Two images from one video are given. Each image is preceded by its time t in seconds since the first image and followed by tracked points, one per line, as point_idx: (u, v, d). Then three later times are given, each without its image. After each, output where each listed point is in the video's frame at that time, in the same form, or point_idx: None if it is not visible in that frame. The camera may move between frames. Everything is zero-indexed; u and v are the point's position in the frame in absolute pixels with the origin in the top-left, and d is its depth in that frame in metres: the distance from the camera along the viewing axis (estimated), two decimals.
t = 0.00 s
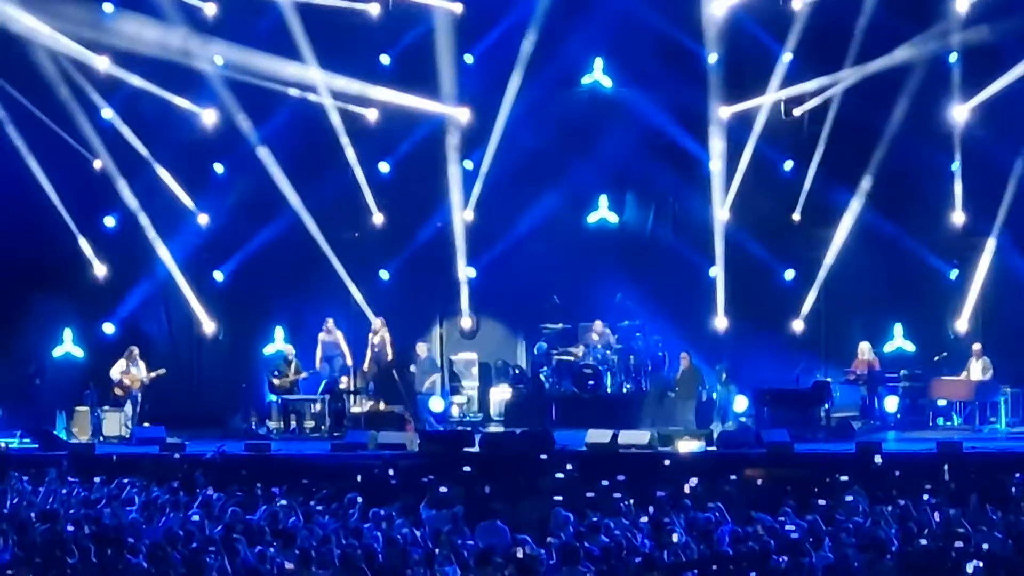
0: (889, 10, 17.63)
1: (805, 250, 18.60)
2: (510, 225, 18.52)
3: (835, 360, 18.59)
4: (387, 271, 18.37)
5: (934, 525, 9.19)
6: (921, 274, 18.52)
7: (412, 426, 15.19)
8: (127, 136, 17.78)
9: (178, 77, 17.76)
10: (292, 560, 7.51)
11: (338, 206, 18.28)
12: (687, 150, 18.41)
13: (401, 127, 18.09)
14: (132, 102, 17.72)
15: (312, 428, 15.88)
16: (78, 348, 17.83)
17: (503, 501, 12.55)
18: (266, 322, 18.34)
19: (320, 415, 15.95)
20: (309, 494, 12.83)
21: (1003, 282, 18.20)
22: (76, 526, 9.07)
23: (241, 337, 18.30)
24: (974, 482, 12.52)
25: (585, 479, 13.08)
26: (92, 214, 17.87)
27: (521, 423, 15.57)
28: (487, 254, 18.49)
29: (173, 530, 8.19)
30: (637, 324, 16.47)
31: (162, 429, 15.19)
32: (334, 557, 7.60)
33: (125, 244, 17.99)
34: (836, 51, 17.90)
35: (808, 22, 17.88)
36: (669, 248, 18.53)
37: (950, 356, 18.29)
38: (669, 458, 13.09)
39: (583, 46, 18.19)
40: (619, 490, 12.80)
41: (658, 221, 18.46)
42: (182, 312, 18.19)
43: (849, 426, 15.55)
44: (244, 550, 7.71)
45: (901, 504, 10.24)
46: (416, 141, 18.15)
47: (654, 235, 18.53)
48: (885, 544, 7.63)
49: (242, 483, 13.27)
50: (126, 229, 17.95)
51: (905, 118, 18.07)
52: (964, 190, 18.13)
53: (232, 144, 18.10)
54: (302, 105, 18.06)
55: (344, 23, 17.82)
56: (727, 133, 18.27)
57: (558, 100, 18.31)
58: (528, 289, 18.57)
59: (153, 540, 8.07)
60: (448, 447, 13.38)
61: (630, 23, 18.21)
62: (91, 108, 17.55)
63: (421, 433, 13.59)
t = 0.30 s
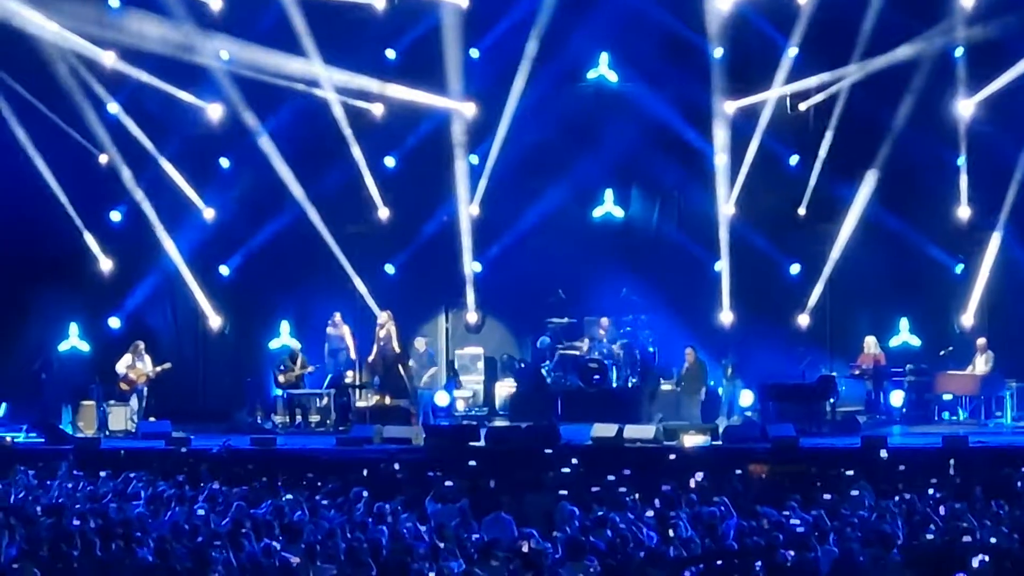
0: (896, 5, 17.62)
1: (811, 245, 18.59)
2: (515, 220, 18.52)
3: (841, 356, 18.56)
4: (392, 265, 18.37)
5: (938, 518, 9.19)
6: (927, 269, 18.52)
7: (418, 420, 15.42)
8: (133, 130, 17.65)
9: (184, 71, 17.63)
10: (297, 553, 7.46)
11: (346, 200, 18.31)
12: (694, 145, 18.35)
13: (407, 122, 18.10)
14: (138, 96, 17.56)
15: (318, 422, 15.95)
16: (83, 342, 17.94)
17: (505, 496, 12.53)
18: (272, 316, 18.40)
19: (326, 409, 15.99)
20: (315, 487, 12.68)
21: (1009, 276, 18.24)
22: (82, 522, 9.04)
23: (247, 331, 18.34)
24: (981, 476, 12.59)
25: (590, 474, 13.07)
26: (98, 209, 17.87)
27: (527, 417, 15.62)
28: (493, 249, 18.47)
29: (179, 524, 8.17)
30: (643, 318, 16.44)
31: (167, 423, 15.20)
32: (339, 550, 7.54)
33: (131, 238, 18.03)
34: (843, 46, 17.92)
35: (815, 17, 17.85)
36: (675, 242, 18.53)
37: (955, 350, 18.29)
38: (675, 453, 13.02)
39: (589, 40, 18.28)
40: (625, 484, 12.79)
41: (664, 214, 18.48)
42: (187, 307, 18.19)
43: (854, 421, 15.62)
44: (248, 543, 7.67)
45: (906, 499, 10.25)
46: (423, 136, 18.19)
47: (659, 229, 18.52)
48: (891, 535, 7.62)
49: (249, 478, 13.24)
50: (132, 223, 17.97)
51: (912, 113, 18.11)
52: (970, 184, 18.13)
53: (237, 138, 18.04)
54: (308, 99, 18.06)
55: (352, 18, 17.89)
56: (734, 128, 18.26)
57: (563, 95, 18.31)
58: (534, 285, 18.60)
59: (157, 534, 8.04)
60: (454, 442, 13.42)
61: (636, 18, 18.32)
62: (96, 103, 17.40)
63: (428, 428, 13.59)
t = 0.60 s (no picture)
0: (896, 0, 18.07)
1: (814, 239, 18.58)
2: (519, 216, 18.55)
3: (845, 351, 18.60)
4: (397, 260, 18.47)
5: (943, 513, 9.18)
6: (930, 264, 18.50)
7: (423, 416, 15.39)
8: (138, 125, 17.72)
9: (190, 67, 17.83)
10: (303, 549, 7.45)
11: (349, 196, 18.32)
12: (699, 140, 18.34)
13: (413, 118, 18.31)
14: (143, 93, 17.67)
15: (323, 417, 15.85)
16: (88, 337, 17.40)
17: (513, 490, 12.42)
18: (275, 312, 18.37)
19: (331, 404, 15.88)
20: (317, 483, 12.67)
21: (1013, 272, 18.13)
22: (85, 519, 8.99)
23: (251, 327, 18.27)
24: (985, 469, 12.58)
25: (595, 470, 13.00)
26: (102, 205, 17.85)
27: (531, 412, 15.75)
28: (498, 244, 18.42)
29: (183, 520, 8.16)
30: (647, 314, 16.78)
31: (172, 419, 15.18)
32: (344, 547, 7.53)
33: (133, 234, 17.71)
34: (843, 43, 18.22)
35: (818, 13, 18.20)
36: (680, 238, 18.43)
37: (959, 345, 18.25)
38: (679, 448, 13.08)
39: (592, 36, 18.37)
40: (630, 479, 12.81)
41: (668, 209, 18.32)
42: (191, 301, 17.89)
43: (858, 416, 15.51)
44: (253, 541, 7.68)
45: (910, 494, 10.23)
46: (428, 132, 18.32)
47: (665, 225, 18.38)
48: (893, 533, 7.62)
49: (252, 474, 13.20)
50: (136, 219, 17.67)
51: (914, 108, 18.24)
52: (974, 178, 18.10)
53: (242, 134, 18.05)
54: (312, 95, 18.14)
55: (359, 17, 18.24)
56: (738, 124, 18.38)
57: (567, 91, 18.42)
58: (539, 280, 18.58)
59: (161, 531, 8.03)
60: (456, 438, 13.30)
61: (639, 15, 18.41)
62: (102, 98, 17.57)
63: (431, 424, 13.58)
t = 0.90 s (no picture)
0: None
1: (818, 228, 18.62)
2: (522, 205, 18.51)
3: (849, 340, 18.64)
4: (401, 250, 18.51)
5: (942, 504, 9.21)
6: (934, 254, 18.53)
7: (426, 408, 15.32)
8: (143, 115, 17.73)
9: (195, 57, 17.81)
10: (305, 538, 7.53)
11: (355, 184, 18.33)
12: (703, 130, 18.37)
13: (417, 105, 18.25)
14: (147, 83, 17.67)
15: (326, 407, 15.97)
16: (92, 328, 17.38)
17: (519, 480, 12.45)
18: (280, 301, 18.43)
19: (334, 394, 15.98)
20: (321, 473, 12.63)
21: (1017, 260, 18.28)
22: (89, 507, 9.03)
23: (257, 316, 18.35)
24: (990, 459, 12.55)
25: (599, 460, 13.02)
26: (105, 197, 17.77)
27: (535, 402, 15.68)
28: (501, 234, 18.45)
29: (186, 509, 8.21)
30: (650, 304, 16.71)
31: (175, 409, 15.22)
32: (349, 536, 7.62)
33: (137, 224, 17.75)
34: (848, 33, 18.11)
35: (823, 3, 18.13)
36: (683, 227, 18.52)
37: (963, 335, 18.34)
38: (683, 438, 13.02)
39: (596, 25, 18.23)
40: (633, 469, 12.81)
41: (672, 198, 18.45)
42: (196, 291, 18.02)
43: (862, 405, 15.45)
44: (257, 530, 7.78)
45: (913, 484, 10.30)
46: (432, 121, 18.25)
47: (668, 214, 18.46)
48: (894, 524, 7.70)
49: (256, 462, 13.26)
50: (140, 209, 17.71)
51: (920, 96, 18.15)
52: (978, 168, 18.12)
53: (247, 124, 18.04)
54: (314, 85, 18.09)
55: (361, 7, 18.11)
56: (743, 114, 18.35)
57: (571, 80, 18.33)
58: (542, 270, 18.57)
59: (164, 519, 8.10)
60: (461, 430, 13.25)
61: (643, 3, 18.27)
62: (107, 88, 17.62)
63: (435, 413, 13.46)
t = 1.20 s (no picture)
0: None
1: (819, 220, 18.61)
2: (523, 197, 18.48)
3: (849, 332, 18.62)
4: (402, 243, 18.44)
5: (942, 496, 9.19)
6: (936, 247, 18.49)
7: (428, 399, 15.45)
8: (144, 108, 17.70)
9: (196, 49, 17.82)
10: (308, 531, 7.62)
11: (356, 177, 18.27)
12: (704, 123, 18.39)
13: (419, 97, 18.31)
14: (149, 75, 17.67)
15: (328, 399, 15.98)
16: (93, 320, 17.24)
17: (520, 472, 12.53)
18: (281, 293, 18.46)
19: (335, 386, 15.95)
20: (323, 466, 12.64)
21: (1017, 253, 18.23)
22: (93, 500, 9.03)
23: (258, 308, 18.41)
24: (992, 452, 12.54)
25: (600, 452, 12.98)
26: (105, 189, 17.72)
27: (536, 395, 15.80)
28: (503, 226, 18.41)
29: (188, 500, 8.19)
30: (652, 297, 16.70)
31: (176, 402, 15.20)
32: (351, 528, 7.64)
33: (138, 216, 17.71)
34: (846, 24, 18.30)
35: None
36: (684, 219, 18.50)
37: (964, 327, 18.31)
38: (685, 430, 13.02)
39: (596, 18, 18.36)
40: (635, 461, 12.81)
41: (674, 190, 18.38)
42: (196, 283, 18.07)
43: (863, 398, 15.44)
44: (259, 523, 7.76)
45: (916, 477, 10.27)
46: (433, 113, 18.30)
47: (669, 207, 18.42)
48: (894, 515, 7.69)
49: (258, 455, 13.24)
50: (141, 201, 17.67)
51: (919, 88, 18.23)
52: (980, 160, 18.03)
53: (249, 116, 18.07)
54: (316, 77, 18.14)
55: None
56: (744, 106, 18.38)
57: (571, 72, 18.35)
58: (543, 262, 18.53)
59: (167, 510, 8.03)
60: (465, 421, 13.30)
61: None
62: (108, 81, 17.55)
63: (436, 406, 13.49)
